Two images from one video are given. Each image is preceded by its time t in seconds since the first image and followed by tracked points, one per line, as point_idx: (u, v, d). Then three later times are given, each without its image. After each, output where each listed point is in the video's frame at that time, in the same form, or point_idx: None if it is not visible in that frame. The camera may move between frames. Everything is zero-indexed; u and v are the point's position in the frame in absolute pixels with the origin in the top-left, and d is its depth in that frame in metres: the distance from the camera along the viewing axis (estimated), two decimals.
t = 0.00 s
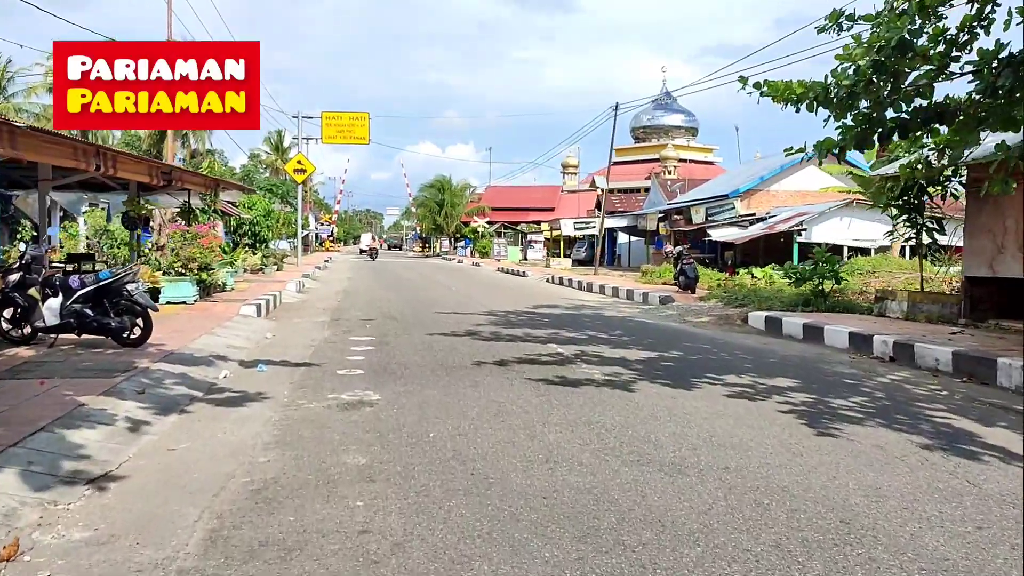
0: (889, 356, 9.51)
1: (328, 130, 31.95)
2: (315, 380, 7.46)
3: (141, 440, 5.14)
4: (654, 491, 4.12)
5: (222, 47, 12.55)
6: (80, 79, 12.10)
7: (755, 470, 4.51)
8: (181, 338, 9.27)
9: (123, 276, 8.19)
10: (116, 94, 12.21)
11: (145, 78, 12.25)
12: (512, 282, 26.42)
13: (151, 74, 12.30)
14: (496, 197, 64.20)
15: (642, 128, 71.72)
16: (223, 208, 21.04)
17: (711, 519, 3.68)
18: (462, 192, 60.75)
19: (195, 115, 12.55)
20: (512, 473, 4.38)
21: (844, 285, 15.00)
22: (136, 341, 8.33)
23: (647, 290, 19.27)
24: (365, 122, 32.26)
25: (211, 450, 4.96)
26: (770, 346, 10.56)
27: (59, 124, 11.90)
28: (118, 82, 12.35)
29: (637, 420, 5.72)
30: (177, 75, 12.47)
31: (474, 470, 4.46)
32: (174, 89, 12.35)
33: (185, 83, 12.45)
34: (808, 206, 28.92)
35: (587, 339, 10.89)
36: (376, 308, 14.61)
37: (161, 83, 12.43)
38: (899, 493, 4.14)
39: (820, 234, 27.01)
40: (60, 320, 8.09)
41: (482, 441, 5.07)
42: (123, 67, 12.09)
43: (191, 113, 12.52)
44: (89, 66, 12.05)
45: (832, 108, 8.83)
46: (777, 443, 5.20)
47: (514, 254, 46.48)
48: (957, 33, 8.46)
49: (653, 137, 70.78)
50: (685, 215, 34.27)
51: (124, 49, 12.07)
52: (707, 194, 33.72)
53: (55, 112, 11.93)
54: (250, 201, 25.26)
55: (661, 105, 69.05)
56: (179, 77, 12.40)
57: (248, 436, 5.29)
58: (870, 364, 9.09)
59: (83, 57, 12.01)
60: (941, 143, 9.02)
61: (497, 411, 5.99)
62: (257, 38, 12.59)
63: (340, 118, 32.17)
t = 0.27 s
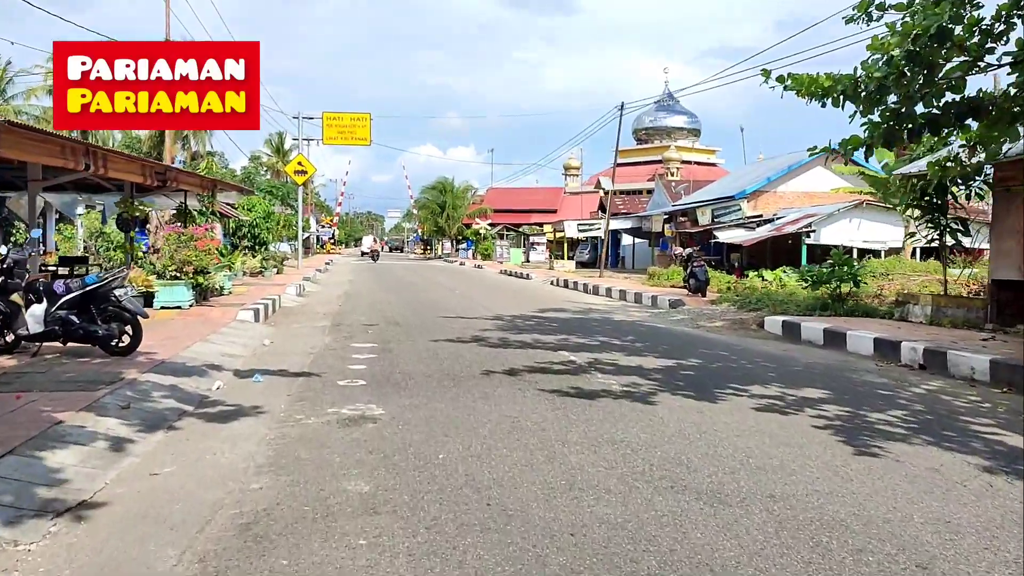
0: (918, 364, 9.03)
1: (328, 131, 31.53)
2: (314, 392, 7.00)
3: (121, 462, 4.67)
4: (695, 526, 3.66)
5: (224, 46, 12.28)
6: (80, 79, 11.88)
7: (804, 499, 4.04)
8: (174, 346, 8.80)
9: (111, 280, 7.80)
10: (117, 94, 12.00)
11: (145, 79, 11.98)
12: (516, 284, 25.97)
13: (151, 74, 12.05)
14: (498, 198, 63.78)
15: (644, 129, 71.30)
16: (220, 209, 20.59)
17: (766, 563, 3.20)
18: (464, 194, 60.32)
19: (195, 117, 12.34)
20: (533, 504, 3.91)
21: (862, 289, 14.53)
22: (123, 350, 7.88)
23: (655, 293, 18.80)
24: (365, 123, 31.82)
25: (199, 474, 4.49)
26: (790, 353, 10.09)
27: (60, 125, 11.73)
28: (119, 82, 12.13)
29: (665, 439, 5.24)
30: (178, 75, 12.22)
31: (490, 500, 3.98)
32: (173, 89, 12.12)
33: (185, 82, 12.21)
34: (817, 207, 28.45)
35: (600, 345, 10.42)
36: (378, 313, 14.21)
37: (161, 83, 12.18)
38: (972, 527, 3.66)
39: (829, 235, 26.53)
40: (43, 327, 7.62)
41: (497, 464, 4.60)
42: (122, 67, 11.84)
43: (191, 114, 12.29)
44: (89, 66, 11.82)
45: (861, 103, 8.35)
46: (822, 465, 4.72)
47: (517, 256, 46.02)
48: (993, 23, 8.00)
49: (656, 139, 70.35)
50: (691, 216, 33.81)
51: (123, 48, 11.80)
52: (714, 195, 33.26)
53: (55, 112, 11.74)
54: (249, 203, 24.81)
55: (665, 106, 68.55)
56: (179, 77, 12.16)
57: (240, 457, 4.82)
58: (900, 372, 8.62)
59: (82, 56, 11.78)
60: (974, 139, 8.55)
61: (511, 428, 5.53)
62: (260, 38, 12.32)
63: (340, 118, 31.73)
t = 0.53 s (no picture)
0: (953, 374, 8.51)
1: (328, 133, 31.11)
2: (312, 408, 6.51)
3: (95, 492, 4.16)
4: (751, 574, 3.16)
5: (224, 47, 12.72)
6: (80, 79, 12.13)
7: (871, 540, 3.53)
8: (163, 356, 8.30)
9: (94, 287, 7.29)
10: (116, 94, 12.24)
11: (145, 78, 12.29)
12: (521, 289, 25.49)
13: (151, 74, 12.37)
14: (500, 201, 63.31)
15: (646, 132, 70.88)
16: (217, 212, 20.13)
17: None
18: (465, 197, 59.86)
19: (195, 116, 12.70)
20: (561, 547, 3.40)
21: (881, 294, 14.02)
22: (108, 361, 7.38)
23: (664, 298, 18.29)
24: (366, 124, 31.36)
25: (180, 507, 3.98)
26: (814, 362, 9.60)
27: (59, 124, 11.93)
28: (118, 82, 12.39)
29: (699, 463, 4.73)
30: (177, 75, 12.59)
31: (510, 542, 3.47)
32: (174, 89, 12.48)
33: (185, 82, 12.58)
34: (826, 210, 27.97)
35: (613, 355, 9.93)
36: (379, 319, 13.75)
37: (161, 83, 12.52)
38: None
39: (839, 238, 26.05)
40: (23, 337, 7.11)
41: (515, 496, 4.09)
42: (122, 67, 12.12)
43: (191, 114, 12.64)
44: (88, 66, 12.07)
45: (892, 99, 7.85)
46: (879, 494, 4.22)
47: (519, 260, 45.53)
48: None
49: (658, 141, 69.90)
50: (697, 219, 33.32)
51: (123, 49, 12.10)
52: (720, 198, 32.80)
53: (54, 112, 11.94)
54: (247, 206, 24.34)
55: (667, 108, 68.13)
56: (179, 77, 12.52)
57: (228, 486, 4.31)
58: (934, 383, 8.12)
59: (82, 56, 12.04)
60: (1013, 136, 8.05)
61: (526, 452, 5.03)
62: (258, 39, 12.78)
63: (341, 120, 31.30)
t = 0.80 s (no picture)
0: (988, 384, 8.02)
1: (326, 135, 30.74)
2: (309, 425, 6.02)
3: (61, 532, 3.67)
4: None
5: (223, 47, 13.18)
6: (80, 79, 12.59)
7: None
8: (151, 368, 7.82)
9: (75, 295, 6.80)
10: (116, 94, 12.65)
11: (145, 78, 12.74)
12: (524, 293, 25.00)
13: (151, 74, 12.82)
14: (500, 204, 62.88)
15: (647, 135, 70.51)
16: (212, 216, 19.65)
17: None
18: (465, 201, 59.42)
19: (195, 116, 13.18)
20: None
21: (900, 300, 13.52)
22: (92, 374, 6.90)
23: (672, 303, 17.81)
24: (365, 127, 30.92)
25: (154, 549, 3.49)
26: (838, 372, 9.12)
27: (61, 124, 12.38)
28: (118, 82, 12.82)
29: (739, 492, 4.24)
30: (177, 75, 13.06)
31: None
32: (174, 88, 12.96)
33: (184, 82, 13.06)
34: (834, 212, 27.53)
35: (626, 363, 9.45)
36: (379, 326, 13.29)
37: (161, 83, 12.98)
38: None
39: (847, 241, 25.61)
40: None
41: (538, 536, 3.60)
42: (122, 67, 12.55)
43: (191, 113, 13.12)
44: (89, 66, 12.49)
45: (926, 92, 7.38)
46: (948, 529, 3.72)
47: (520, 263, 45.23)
48: None
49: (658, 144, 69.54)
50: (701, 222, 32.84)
51: (123, 49, 12.54)
52: (724, 200, 32.34)
53: (56, 112, 12.38)
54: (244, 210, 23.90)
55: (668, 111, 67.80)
56: (178, 77, 12.98)
57: (212, 521, 3.83)
58: (970, 395, 7.64)
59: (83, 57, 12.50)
60: None
61: (544, 477, 4.55)
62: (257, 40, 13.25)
63: (340, 123, 30.90)
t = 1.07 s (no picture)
0: None
1: (323, 137, 30.26)
2: (304, 446, 5.52)
3: None
4: None
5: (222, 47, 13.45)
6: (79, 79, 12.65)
7: None
8: (136, 380, 7.31)
9: (50, 303, 6.29)
10: (116, 94, 12.71)
11: (145, 78, 12.89)
12: (525, 297, 24.51)
13: (151, 74, 13.00)
14: (499, 207, 62.42)
15: (646, 138, 70.09)
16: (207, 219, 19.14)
17: None
18: (464, 204, 58.94)
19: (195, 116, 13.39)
20: None
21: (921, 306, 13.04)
22: (70, 388, 6.39)
23: (681, 308, 17.32)
24: (364, 129, 30.39)
25: None
26: (865, 381, 8.63)
27: (60, 123, 12.32)
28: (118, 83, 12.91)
29: (791, 528, 3.75)
30: (177, 76, 13.28)
31: None
32: (173, 89, 13.15)
33: (184, 83, 13.28)
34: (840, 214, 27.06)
35: (641, 373, 8.96)
36: (380, 333, 12.80)
37: (160, 83, 13.17)
38: None
39: (854, 243, 25.17)
40: None
41: None
42: (123, 67, 12.67)
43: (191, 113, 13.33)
44: (89, 66, 12.57)
45: (968, 86, 6.91)
46: None
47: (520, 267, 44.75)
48: None
49: (658, 147, 69.13)
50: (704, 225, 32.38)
51: (123, 49, 12.65)
52: (728, 203, 31.90)
53: (55, 112, 12.34)
54: (240, 213, 23.39)
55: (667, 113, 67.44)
56: (178, 77, 13.20)
57: (191, 567, 3.33)
58: (1013, 407, 7.15)
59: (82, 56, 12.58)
60: None
61: (568, 509, 4.05)
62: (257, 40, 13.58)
63: (337, 125, 30.42)
